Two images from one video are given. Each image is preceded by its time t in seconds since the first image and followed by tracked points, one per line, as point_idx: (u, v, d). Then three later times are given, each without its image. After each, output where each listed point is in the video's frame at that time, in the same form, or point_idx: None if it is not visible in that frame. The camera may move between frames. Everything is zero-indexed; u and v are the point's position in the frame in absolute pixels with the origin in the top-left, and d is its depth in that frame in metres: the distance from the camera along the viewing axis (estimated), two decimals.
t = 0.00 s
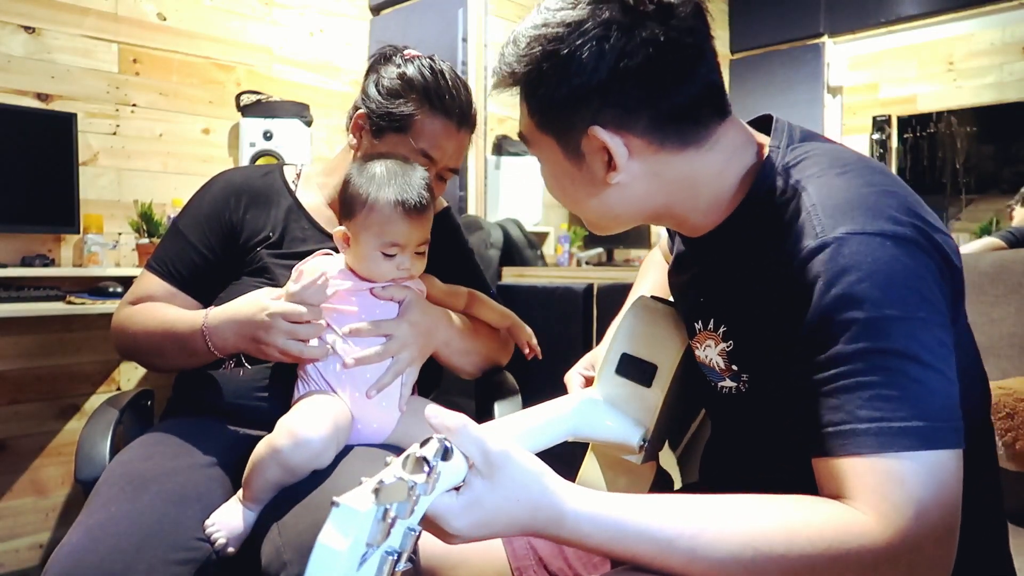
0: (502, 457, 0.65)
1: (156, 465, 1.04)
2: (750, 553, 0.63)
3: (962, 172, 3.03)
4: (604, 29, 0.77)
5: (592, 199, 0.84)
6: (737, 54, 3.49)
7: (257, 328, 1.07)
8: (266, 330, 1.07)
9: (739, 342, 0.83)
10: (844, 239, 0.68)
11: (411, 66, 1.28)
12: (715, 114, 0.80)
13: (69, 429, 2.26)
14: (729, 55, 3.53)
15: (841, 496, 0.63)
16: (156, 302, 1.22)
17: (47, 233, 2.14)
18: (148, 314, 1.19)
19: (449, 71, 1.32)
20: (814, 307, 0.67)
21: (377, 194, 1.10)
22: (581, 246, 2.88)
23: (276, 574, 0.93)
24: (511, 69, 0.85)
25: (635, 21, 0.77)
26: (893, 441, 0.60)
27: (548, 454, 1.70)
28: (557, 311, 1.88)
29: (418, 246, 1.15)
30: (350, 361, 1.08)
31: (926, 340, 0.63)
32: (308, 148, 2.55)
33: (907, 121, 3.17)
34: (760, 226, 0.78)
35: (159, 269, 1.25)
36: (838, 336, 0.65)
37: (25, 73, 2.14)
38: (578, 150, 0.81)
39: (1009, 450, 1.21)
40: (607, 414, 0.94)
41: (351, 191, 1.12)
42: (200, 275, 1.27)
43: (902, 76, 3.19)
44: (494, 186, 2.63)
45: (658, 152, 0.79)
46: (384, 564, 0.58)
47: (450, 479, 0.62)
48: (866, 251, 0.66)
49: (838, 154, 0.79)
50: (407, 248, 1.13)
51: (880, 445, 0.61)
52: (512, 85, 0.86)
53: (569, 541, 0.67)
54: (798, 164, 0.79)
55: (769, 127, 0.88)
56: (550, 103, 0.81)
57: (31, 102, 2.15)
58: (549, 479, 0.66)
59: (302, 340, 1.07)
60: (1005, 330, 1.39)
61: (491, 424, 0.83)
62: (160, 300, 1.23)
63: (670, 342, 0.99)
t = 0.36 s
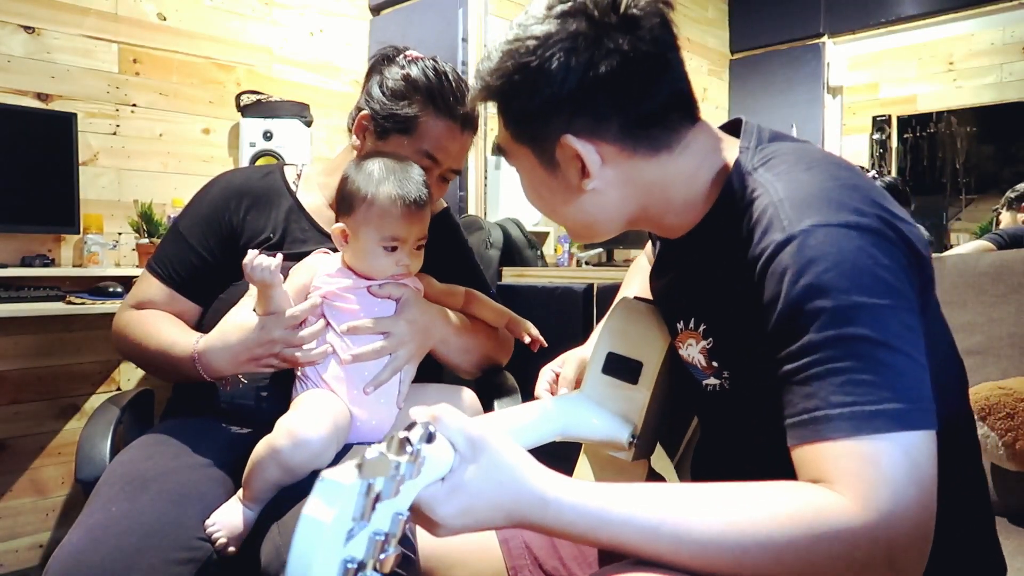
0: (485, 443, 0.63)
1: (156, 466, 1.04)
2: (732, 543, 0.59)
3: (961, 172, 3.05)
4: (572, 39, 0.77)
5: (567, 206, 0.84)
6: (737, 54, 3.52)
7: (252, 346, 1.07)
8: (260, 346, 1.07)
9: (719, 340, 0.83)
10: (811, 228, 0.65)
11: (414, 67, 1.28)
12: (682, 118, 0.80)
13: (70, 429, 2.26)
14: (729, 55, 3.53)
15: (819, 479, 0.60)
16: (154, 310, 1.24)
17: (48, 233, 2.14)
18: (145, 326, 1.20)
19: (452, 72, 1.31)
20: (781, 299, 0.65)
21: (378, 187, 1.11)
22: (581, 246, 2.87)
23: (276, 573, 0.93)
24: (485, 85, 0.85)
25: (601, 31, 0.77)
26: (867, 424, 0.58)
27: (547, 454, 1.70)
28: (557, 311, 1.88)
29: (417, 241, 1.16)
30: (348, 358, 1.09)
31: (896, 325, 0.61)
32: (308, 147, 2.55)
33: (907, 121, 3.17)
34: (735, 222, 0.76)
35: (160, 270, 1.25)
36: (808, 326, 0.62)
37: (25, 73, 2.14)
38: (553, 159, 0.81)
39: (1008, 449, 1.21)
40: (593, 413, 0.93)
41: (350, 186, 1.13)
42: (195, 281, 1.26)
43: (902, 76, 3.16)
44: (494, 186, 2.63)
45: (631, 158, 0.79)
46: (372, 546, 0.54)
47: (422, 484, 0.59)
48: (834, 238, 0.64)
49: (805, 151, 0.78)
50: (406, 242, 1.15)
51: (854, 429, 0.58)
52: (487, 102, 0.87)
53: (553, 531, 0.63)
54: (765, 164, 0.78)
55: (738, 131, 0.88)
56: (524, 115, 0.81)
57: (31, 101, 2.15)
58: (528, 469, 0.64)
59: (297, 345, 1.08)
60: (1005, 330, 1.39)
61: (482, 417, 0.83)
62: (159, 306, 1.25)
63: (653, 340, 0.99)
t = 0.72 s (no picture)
0: (477, 432, 0.63)
1: (156, 466, 1.04)
2: (715, 529, 0.59)
3: (962, 172, 3.07)
4: (563, 36, 0.79)
5: (557, 203, 0.83)
6: (737, 54, 3.52)
7: (241, 346, 1.08)
8: (248, 345, 1.08)
9: (707, 333, 0.83)
10: (791, 220, 0.65)
11: (409, 66, 1.28)
12: (671, 116, 0.81)
13: (70, 429, 2.26)
14: (729, 55, 3.53)
15: (802, 466, 0.59)
16: (150, 310, 1.24)
17: (48, 232, 2.14)
18: (140, 325, 1.20)
19: (447, 71, 1.31)
20: (762, 290, 0.64)
21: (369, 187, 1.12)
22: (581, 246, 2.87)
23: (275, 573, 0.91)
24: (481, 84, 0.88)
25: (592, 31, 0.80)
26: (847, 410, 0.58)
27: (546, 454, 1.70)
28: (556, 311, 1.87)
29: (406, 240, 1.17)
30: (339, 356, 1.08)
31: (876, 314, 0.61)
32: (308, 147, 2.55)
33: (907, 121, 3.17)
34: (719, 216, 0.76)
35: (154, 270, 1.25)
36: (789, 316, 0.62)
37: (25, 73, 2.14)
38: (543, 153, 0.82)
39: (1008, 449, 1.20)
40: (586, 408, 0.94)
41: (340, 185, 1.13)
42: (190, 281, 1.27)
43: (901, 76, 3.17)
44: (494, 186, 2.63)
45: (620, 153, 0.79)
46: (361, 518, 0.54)
47: (412, 464, 0.60)
48: (814, 229, 0.63)
49: (789, 147, 0.78)
50: (395, 242, 1.15)
51: (834, 415, 0.58)
52: (482, 102, 0.89)
53: (542, 524, 0.63)
54: (750, 161, 0.78)
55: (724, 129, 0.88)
56: (514, 110, 0.83)
57: (31, 102, 2.15)
58: (518, 461, 0.63)
59: (286, 344, 1.09)
60: (1006, 329, 1.38)
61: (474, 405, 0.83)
62: (153, 306, 1.25)
63: (647, 336, 0.99)
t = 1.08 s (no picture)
0: (473, 428, 0.63)
1: (155, 466, 1.03)
2: (708, 521, 0.59)
3: (962, 172, 3.08)
4: (553, 38, 0.80)
5: (546, 204, 0.84)
6: (737, 54, 3.52)
7: (235, 354, 1.08)
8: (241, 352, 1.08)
9: (699, 332, 0.82)
10: (777, 216, 0.65)
11: (399, 64, 1.28)
12: (658, 116, 0.81)
13: (69, 429, 2.26)
14: (729, 55, 3.53)
15: (794, 459, 0.59)
16: (145, 311, 1.24)
17: (48, 233, 2.14)
18: (137, 327, 1.20)
19: (438, 69, 1.31)
20: (751, 287, 0.64)
21: (371, 187, 1.12)
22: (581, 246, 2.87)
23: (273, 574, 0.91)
24: (476, 87, 0.89)
25: (583, 33, 0.80)
26: (836, 403, 0.57)
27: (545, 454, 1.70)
28: (556, 311, 1.87)
29: (405, 241, 1.17)
30: (342, 356, 1.08)
31: (864, 306, 0.61)
32: (308, 148, 2.55)
33: (907, 121, 3.18)
34: (705, 215, 0.76)
35: (150, 269, 1.25)
36: (777, 311, 0.62)
37: (25, 73, 2.14)
38: (534, 152, 0.82)
39: (1008, 449, 1.20)
40: (582, 407, 0.93)
41: (341, 185, 1.13)
42: (185, 281, 1.26)
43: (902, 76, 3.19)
44: (493, 186, 2.62)
45: (609, 153, 0.79)
46: (360, 506, 0.54)
47: (408, 457, 0.59)
48: (800, 224, 0.63)
49: (775, 146, 0.78)
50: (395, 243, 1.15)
51: (823, 408, 0.58)
52: (476, 104, 0.90)
53: (537, 521, 0.63)
54: (737, 160, 0.78)
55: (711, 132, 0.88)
56: (505, 111, 0.83)
57: (31, 102, 2.15)
58: (513, 458, 0.63)
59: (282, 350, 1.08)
60: (1005, 329, 1.37)
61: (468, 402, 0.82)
62: (149, 306, 1.25)
63: (641, 333, 0.98)
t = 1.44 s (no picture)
0: (471, 421, 0.64)
1: (156, 465, 1.04)
2: (702, 509, 0.59)
3: (962, 172, 3.10)
4: (536, 50, 0.81)
5: (534, 211, 0.84)
6: (737, 54, 3.52)
7: (243, 356, 1.07)
8: (249, 355, 1.07)
9: (687, 333, 0.81)
10: (758, 213, 0.65)
11: (402, 64, 1.28)
12: (642, 123, 0.81)
13: (70, 429, 2.26)
14: (730, 55, 3.53)
15: (782, 452, 0.59)
16: (150, 309, 1.24)
17: (48, 233, 2.15)
18: (141, 327, 1.20)
19: (441, 68, 1.31)
20: (734, 283, 0.64)
21: (378, 187, 1.13)
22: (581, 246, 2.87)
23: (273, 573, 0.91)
24: (464, 101, 0.89)
25: (565, 44, 0.80)
26: (821, 394, 0.57)
27: (545, 454, 1.69)
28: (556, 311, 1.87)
29: (413, 241, 1.17)
30: (347, 357, 1.08)
31: (847, 299, 0.61)
32: (308, 147, 2.55)
33: (907, 121, 3.17)
34: (689, 215, 0.76)
35: (153, 267, 1.25)
36: (760, 306, 0.62)
37: (25, 73, 2.14)
38: (522, 161, 0.82)
39: (1009, 450, 1.20)
40: (576, 405, 0.94)
41: (348, 185, 1.14)
42: (187, 279, 1.26)
43: (902, 76, 3.16)
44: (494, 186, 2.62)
45: (594, 160, 0.80)
46: (356, 486, 0.53)
47: (404, 445, 0.59)
48: (782, 219, 0.63)
49: (756, 146, 0.78)
50: (403, 242, 1.16)
51: (808, 400, 0.58)
52: (464, 117, 0.90)
53: (530, 517, 0.63)
54: (720, 161, 0.78)
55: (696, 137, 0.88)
56: (491, 122, 0.84)
57: (31, 102, 2.15)
58: (507, 453, 0.63)
59: (289, 351, 1.08)
60: (1005, 329, 1.37)
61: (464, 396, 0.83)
62: (152, 304, 1.25)
63: (632, 330, 0.98)
